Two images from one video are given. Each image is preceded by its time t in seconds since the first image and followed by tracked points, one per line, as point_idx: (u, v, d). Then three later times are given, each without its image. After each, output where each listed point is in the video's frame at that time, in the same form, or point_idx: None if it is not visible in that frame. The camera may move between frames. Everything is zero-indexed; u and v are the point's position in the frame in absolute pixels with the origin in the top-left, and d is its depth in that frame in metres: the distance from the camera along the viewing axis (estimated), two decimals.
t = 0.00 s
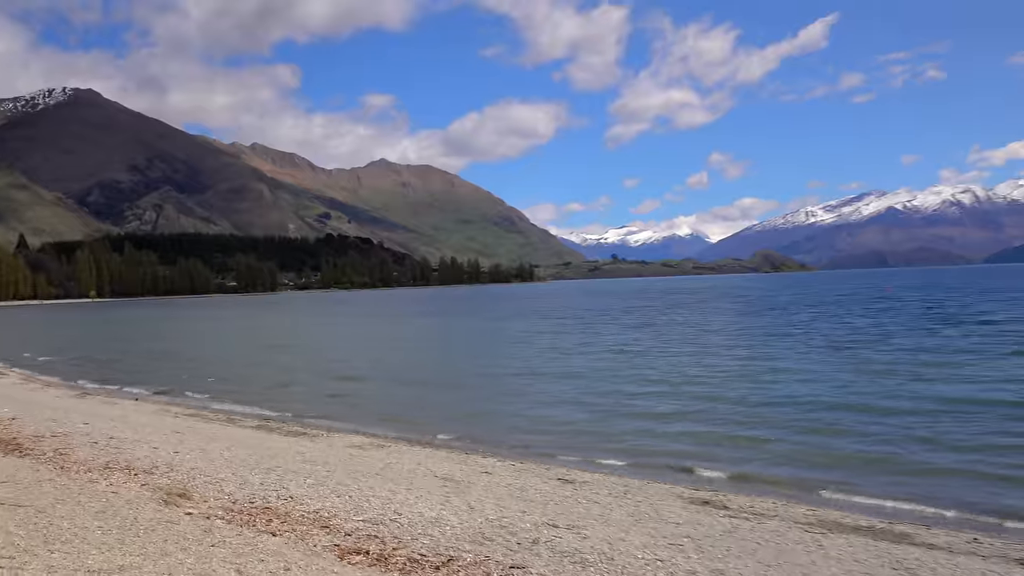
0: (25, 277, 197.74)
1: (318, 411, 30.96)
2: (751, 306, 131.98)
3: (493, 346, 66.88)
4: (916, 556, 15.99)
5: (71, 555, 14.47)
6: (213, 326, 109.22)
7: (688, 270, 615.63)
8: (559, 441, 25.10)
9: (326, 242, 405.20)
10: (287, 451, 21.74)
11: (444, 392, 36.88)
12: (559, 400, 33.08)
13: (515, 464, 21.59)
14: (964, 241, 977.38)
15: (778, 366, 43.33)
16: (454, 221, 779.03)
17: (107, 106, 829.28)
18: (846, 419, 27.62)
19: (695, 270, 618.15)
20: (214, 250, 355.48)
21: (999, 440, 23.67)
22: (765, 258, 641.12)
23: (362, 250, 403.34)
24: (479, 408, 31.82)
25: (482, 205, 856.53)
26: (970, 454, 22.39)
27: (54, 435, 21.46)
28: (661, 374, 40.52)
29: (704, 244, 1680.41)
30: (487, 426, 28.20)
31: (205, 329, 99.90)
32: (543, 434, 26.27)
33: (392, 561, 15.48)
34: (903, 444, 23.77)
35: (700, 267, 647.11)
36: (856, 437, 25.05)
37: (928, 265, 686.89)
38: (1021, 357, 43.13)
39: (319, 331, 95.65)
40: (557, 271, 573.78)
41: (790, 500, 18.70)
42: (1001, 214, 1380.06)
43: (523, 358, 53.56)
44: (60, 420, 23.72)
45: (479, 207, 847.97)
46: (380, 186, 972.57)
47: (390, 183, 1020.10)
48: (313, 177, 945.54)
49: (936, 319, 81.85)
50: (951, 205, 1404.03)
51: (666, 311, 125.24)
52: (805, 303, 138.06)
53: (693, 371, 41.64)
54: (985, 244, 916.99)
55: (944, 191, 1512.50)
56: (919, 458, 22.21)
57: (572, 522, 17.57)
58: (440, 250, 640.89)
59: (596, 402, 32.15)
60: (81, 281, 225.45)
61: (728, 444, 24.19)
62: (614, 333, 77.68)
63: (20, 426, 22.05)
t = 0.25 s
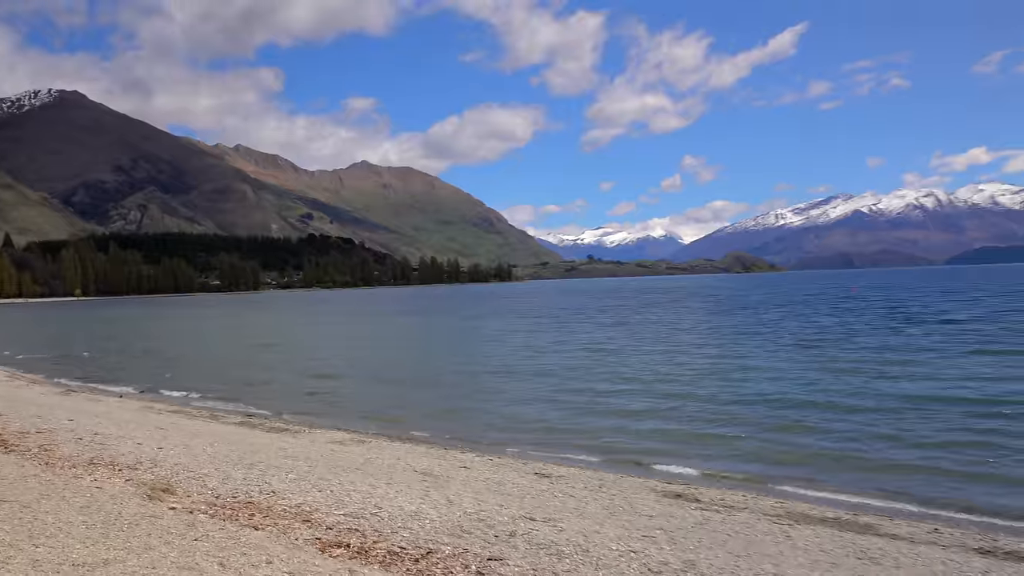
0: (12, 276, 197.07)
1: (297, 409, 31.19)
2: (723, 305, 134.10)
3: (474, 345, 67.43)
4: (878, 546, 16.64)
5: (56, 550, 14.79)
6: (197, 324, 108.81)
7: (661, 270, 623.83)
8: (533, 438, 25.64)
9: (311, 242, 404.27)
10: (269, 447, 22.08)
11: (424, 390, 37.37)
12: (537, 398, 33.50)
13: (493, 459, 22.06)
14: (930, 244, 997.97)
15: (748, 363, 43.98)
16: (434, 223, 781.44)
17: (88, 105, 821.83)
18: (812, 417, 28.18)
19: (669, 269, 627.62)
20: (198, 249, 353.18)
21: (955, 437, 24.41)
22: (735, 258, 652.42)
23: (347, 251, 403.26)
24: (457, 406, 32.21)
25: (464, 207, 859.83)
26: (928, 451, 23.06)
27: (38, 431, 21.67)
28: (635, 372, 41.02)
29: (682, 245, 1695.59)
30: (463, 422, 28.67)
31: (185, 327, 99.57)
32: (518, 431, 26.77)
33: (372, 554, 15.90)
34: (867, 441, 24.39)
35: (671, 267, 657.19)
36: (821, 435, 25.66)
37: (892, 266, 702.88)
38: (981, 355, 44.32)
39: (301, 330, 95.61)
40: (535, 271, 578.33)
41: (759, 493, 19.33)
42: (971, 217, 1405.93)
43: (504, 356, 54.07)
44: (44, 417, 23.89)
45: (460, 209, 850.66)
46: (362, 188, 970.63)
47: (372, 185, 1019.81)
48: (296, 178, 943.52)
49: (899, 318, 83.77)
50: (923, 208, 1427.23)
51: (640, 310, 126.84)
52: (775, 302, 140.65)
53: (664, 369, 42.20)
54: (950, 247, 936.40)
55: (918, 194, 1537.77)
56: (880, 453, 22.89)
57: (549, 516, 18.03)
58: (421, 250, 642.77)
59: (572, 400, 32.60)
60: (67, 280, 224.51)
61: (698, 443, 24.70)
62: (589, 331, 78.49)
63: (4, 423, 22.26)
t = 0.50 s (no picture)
0: None
1: (276, 408, 31.37)
2: (696, 305, 135.79)
3: (453, 344, 67.81)
4: (844, 537, 17.30)
5: (39, 546, 15.07)
6: (179, 323, 108.24)
7: (635, 271, 629.72)
8: (510, 436, 26.08)
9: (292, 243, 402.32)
10: (252, 444, 22.37)
11: (403, 389, 37.71)
12: (514, 397, 33.91)
13: (472, 456, 22.50)
14: (898, 247, 1015.68)
15: (718, 362, 44.65)
16: (413, 224, 781.32)
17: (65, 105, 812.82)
18: (779, 416, 28.80)
19: (643, 270, 634.80)
20: (178, 249, 350.27)
21: (915, 433, 25.17)
22: (707, 259, 661.28)
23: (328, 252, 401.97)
24: (436, 405, 32.59)
25: (442, 208, 860.54)
26: (890, 447, 23.75)
27: (21, 429, 21.86)
28: (608, 371, 41.57)
29: (658, 246, 1708.12)
30: (440, 421, 29.03)
31: (162, 326, 98.70)
32: (494, 430, 27.21)
33: (353, 548, 16.30)
34: (832, 439, 25.05)
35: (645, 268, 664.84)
36: (788, 432, 26.28)
37: (858, 267, 715.44)
38: (942, 353, 45.52)
39: (283, 329, 95.39)
40: (512, 271, 580.79)
41: (730, 487, 19.94)
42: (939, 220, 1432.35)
43: (485, 355, 54.47)
44: (27, 415, 24.00)
45: (439, 210, 851.25)
46: (341, 189, 967.45)
47: (352, 185, 1016.43)
48: (276, 179, 938.85)
49: (864, 317, 85.57)
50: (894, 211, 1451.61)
51: (615, 309, 128.04)
52: (746, 302, 142.74)
53: (636, 368, 42.77)
54: (916, 249, 954.96)
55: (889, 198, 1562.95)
56: (844, 450, 23.57)
57: (526, 511, 18.50)
58: (400, 250, 642.16)
59: (547, 399, 33.02)
60: (50, 279, 223.02)
61: (668, 440, 25.23)
62: (565, 330, 79.15)
63: None
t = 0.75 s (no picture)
0: None
1: (257, 408, 31.61)
2: (671, 306, 137.35)
3: (433, 344, 68.09)
4: (813, 531, 17.85)
5: (22, 544, 15.29)
6: (160, 324, 107.42)
7: (611, 272, 635.00)
8: (488, 435, 26.45)
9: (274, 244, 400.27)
10: (235, 443, 22.64)
11: (381, 389, 38.00)
12: (491, 397, 34.23)
13: (451, 454, 22.86)
14: (869, 249, 1033.40)
15: (691, 363, 45.25)
16: (393, 225, 780.80)
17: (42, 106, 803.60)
18: (749, 414, 29.32)
19: (619, 272, 640.85)
20: (159, 250, 347.40)
21: (880, 432, 25.83)
22: (682, 261, 668.72)
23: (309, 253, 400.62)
24: (415, 405, 32.92)
25: (423, 211, 860.94)
26: (857, 446, 24.36)
27: (5, 429, 21.94)
28: (582, 371, 41.98)
29: (637, 248, 1719.39)
30: (416, 421, 29.35)
31: (138, 327, 97.79)
32: (472, 429, 27.54)
33: (335, 546, 16.62)
34: (801, 438, 25.61)
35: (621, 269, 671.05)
36: (758, 431, 26.78)
37: (828, 269, 727.97)
38: (907, 353, 46.65)
39: (265, 329, 95.22)
40: (491, 273, 582.82)
41: (703, 483, 20.45)
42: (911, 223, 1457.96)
43: (467, 355, 54.97)
44: (9, 415, 24.06)
45: (420, 212, 851.53)
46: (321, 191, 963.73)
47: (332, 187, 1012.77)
48: (258, 182, 934.25)
49: (832, 318, 87.34)
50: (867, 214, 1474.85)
51: (591, 310, 129.13)
52: (720, 303, 144.81)
53: (610, 368, 43.25)
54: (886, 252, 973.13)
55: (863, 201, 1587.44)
56: (813, 448, 24.12)
57: (505, 507, 18.90)
58: (380, 252, 641.51)
59: (523, 400, 33.32)
60: (33, 279, 221.20)
61: (642, 439, 25.67)
62: (542, 331, 79.70)
63: None
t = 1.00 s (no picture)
0: None
1: (242, 408, 31.84)
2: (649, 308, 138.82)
3: (415, 345, 68.29)
4: (785, 526, 18.31)
5: (5, 544, 15.41)
6: (140, 326, 106.54)
7: (590, 274, 639.43)
8: (467, 435, 26.77)
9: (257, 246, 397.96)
10: (218, 443, 22.82)
11: (361, 390, 38.16)
12: (470, 398, 34.47)
13: (432, 453, 23.16)
14: (844, 253, 1049.82)
15: (666, 364, 45.81)
16: (374, 227, 780.25)
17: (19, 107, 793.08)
18: (723, 415, 29.77)
19: (599, 274, 644.60)
20: (141, 251, 344.22)
21: (849, 432, 26.36)
22: (660, 263, 674.39)
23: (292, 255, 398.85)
24: (395, 405, 33.22)
25: (404, 213, 861.09)
26: (828, 445, 24.89)
27: None
28: (559, 373, 42.33)
29: (618, 250, 1727.51)
30: (394, 421, 29.65)
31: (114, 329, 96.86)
32: (451, 430, 27.84)
33: (317, 544, 16.83)
34: (773, 438, 26.12)
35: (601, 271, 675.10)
36: (731, 432, 27.22)
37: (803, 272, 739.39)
38: (876, 353, 47.66)
39: (247, 331, 94.83)
40: (472, 275, 584.56)
41: (679, 481, 20.87)
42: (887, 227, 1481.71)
43: (449, 356, 55.27)
44: None
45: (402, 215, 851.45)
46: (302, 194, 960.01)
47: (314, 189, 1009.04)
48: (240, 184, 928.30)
49: (803, 319, 88.96)
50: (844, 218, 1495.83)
51: (570, 312, 130.03)
52: (697, 304, 146.64)
53: (586, 369, 43.68)
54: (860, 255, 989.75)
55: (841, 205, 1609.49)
56: (786, 448, 24.60)
57: (485, 505, 19.20)
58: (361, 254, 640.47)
59: (502, 401, 33.59)
60: (15, 281, 218.91)
61: (618, 440, 26.03)
62: (521, 332, 80.22)
63: None
